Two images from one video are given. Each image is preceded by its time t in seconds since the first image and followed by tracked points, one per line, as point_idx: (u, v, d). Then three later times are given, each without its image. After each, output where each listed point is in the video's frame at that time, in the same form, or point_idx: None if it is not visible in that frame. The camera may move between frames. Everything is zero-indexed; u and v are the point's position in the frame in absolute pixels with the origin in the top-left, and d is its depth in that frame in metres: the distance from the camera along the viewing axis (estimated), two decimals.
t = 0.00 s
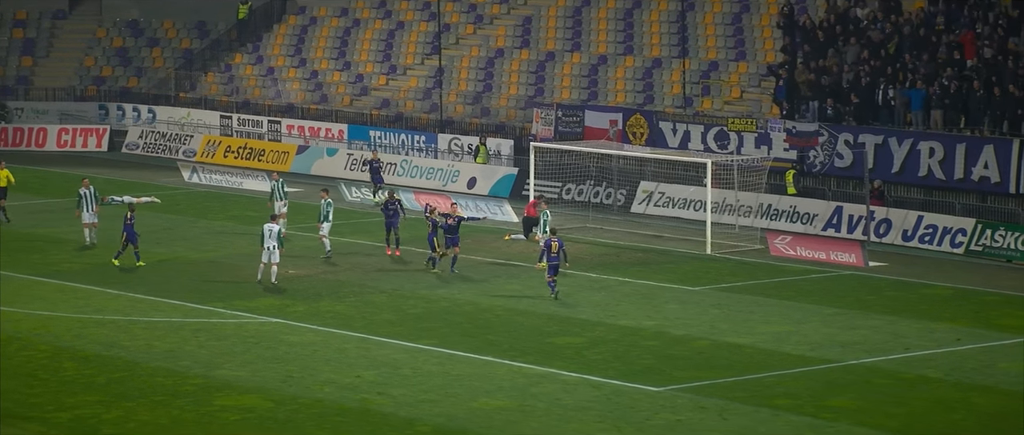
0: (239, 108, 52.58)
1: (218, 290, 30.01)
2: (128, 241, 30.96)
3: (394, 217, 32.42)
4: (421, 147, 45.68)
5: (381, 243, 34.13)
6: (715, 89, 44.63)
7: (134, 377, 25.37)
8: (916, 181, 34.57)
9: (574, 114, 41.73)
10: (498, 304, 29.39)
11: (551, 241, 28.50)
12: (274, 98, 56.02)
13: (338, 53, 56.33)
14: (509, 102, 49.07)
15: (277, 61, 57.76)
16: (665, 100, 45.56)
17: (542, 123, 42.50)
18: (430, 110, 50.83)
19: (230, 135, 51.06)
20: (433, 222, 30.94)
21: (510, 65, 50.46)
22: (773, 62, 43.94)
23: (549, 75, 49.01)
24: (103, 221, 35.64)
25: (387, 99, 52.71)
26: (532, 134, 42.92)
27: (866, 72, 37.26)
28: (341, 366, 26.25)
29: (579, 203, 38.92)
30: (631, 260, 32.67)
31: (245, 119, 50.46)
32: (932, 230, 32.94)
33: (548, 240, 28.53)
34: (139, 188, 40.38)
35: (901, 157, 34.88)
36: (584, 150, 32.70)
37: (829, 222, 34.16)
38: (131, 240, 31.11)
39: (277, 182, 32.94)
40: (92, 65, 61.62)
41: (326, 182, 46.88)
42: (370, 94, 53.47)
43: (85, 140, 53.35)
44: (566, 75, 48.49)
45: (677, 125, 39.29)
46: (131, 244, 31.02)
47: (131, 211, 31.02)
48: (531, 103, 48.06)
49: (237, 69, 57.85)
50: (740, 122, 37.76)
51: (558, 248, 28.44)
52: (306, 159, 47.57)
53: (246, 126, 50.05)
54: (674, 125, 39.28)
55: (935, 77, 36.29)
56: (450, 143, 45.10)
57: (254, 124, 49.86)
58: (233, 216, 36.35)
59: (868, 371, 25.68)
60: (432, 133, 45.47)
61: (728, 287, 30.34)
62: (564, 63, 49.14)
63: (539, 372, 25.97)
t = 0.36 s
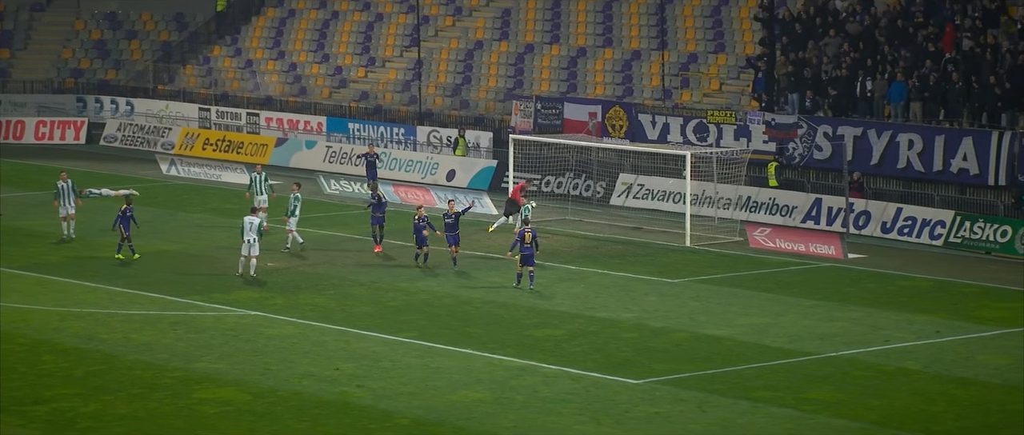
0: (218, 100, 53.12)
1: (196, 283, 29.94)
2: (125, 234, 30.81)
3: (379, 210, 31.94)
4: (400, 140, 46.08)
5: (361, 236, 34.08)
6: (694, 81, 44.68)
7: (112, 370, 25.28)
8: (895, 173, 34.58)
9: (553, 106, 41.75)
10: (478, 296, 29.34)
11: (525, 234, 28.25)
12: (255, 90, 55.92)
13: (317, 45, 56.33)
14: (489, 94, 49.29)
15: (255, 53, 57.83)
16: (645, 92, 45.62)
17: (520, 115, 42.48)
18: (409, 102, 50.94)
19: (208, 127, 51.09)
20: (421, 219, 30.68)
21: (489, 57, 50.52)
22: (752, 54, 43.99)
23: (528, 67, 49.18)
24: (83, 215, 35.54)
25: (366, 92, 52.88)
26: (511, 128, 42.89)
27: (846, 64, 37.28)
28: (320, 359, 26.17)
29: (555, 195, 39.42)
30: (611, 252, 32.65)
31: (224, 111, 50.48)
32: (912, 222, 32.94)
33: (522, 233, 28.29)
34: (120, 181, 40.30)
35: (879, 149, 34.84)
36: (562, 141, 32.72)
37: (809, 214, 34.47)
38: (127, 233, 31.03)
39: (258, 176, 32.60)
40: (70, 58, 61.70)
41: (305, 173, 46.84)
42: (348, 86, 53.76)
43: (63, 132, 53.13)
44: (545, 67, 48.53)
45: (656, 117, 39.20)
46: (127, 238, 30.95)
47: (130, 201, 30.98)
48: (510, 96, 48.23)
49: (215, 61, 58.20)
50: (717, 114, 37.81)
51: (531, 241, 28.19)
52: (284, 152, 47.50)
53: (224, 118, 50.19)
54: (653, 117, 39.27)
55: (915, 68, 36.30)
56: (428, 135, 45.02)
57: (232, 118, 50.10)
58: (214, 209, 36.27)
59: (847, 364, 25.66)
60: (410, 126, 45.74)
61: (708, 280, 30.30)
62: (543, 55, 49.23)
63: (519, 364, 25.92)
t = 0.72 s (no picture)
0: (180, 85, 52.86)
1: (158, 278, 28.59)
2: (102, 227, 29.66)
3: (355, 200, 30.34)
4: (371, 126, 44.47)
5: (330, 227, 32.84)
6: (678, 65, 43.47)
7: (67, 369, 23.87)
8: (890, 161, 33.31)
9: (531, 91, 40.50)
10: (452, 291, 28.03)
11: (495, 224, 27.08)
12: (217, 74, 55.39)
13: (284, 27, 55.07)
14: (464, 79, 48.35)
15: (219, 36, 56.70)
16: (627, 76, 44.47)
17: (497, 101, 41.25)
18: (379, 87, 50.01)
19: (168, 113, 49.82)
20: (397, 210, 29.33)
21: (464, 39, 49.51)
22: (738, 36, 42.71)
23: (505, 50, 48.10)
24: (44, 208, 34.13)
25: (334, 76, 51.74)
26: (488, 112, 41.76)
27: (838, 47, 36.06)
28: (287, 356, 24.79)
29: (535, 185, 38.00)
30: (592, 245, 31.35)
31: (186, 97, 49.24)
32: (907, 212, 31.71)
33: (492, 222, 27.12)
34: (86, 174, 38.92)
35: (873, 136, 33.58)
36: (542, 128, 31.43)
37: (799, 205, 33.20)
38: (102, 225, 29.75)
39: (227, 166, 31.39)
40: (25, 40, 60.89)
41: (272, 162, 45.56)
42: (316, 70, 52.63)
43: (15, 119, 51.32)
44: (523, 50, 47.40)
45: (639, 103, 38.25)
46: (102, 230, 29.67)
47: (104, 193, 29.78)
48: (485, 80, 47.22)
49: (176, 44, 57.05)
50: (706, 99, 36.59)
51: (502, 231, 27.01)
52: (249, 138, 46.07)
53: (187, 104, 48.93)
54: (637, 103, 38.18)
55: (910, 52, 35.07)
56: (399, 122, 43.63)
57: (195, 104, 48.82)
58: (181, 200, 34.88)
59: (842, 361, 24.35)
60: (382, 112, 44.15)
61: (693, 273, 29.01)
62: (521, 38, 48.00)
63: (495, 362, 24.57)
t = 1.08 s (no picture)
0: (109, 55, 50.25)
1: (88, 279, 24.92)
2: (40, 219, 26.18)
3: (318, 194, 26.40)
4: (330, 102, 40.93)
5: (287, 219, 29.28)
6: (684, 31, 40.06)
7: None
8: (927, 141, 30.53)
9: (514, 63, 37.33)
10: (423, 293, 24.40)
11: (472, 214, 23.79)
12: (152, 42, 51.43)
13: None
14: (438, 48, 44.75)
15: None
16: (625, 45, 41.09)
17: (477, 73, 37.90)
18: (340, 58, 46.75)
19: (96, 87, 46.01)
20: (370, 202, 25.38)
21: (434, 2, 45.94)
22: None
23: (485, 15, 44.59)
24: None
25: (288, 45, 48.63)
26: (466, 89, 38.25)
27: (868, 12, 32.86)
28: (232, 368, 21.13)
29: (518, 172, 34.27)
30: (583, 240, 27.76)
31: (115, 68, 45.70)
32: (948, 201, 28.36)
33: (468, 213, 23.82)
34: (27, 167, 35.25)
35: (908, 114, 30.73)
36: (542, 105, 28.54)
37: (823, 192, 30.04)
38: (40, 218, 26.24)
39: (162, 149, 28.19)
40: None
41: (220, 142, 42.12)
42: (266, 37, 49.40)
43: None
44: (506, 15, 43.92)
45: (639, 75, 35.10)
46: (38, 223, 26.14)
47: (43, 181, 26.30)
48: (462, 50, 43.72)
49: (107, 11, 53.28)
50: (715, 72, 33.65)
51: (479, 223, 23.76)
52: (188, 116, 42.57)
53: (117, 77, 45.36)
54: (637, 75, 35.15)
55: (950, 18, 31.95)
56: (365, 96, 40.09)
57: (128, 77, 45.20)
58: (124, 197, 31.25)
59: (882, 373, 20.75)
60: (342, 86, 40.57)
61: (699, 273, 25.40)
62: None
63: (474, 373, 20.94)
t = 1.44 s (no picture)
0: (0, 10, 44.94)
1: None
2: None
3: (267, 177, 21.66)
4: (274, 65, 36.72)
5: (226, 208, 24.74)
6: None
7: None
8: (1001, 112, 26.95)
9: (499, 17, 33.50)
10: (386, 297, 19.81)
11: (450, 196, 19.60)
12: None
13: None
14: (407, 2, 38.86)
15: None
16: None
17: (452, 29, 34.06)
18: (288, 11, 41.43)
19: None
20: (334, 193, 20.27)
21: None
22: None
23: None
24: None
25: None
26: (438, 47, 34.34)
27: None
28: (143, 385, 16.45)
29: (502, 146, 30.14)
30: (581, 236, 23.21)
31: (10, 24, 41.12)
32: None
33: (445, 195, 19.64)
34: None
35: (979, 79, 27.12)
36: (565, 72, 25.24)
37: (878, 176, 25.93)
38: None
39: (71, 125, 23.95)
40: None
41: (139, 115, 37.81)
42: None
43: None
44: None
45: (652, 32, 31.37)
46: None
47: None
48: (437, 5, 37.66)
49: None
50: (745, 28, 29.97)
51: (460, 206, 19.66)
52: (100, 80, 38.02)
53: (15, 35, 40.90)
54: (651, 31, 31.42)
55: None
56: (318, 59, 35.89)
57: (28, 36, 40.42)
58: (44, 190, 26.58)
59: (977, 400, 16.22)
60: (288, 48, 36.40)
61: (724, 274, 20.86)
62: None
63: (453, 397, 16.32)
